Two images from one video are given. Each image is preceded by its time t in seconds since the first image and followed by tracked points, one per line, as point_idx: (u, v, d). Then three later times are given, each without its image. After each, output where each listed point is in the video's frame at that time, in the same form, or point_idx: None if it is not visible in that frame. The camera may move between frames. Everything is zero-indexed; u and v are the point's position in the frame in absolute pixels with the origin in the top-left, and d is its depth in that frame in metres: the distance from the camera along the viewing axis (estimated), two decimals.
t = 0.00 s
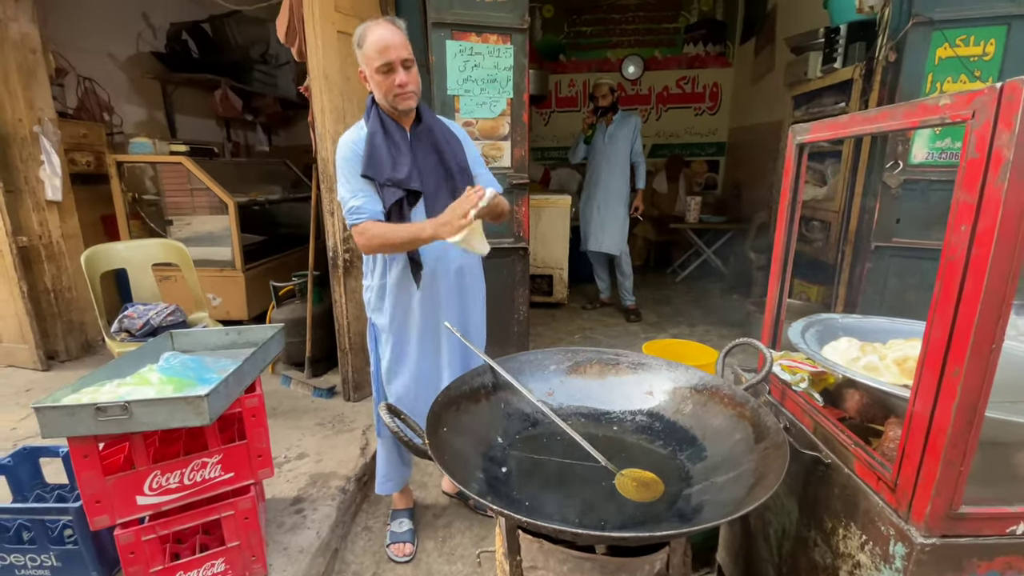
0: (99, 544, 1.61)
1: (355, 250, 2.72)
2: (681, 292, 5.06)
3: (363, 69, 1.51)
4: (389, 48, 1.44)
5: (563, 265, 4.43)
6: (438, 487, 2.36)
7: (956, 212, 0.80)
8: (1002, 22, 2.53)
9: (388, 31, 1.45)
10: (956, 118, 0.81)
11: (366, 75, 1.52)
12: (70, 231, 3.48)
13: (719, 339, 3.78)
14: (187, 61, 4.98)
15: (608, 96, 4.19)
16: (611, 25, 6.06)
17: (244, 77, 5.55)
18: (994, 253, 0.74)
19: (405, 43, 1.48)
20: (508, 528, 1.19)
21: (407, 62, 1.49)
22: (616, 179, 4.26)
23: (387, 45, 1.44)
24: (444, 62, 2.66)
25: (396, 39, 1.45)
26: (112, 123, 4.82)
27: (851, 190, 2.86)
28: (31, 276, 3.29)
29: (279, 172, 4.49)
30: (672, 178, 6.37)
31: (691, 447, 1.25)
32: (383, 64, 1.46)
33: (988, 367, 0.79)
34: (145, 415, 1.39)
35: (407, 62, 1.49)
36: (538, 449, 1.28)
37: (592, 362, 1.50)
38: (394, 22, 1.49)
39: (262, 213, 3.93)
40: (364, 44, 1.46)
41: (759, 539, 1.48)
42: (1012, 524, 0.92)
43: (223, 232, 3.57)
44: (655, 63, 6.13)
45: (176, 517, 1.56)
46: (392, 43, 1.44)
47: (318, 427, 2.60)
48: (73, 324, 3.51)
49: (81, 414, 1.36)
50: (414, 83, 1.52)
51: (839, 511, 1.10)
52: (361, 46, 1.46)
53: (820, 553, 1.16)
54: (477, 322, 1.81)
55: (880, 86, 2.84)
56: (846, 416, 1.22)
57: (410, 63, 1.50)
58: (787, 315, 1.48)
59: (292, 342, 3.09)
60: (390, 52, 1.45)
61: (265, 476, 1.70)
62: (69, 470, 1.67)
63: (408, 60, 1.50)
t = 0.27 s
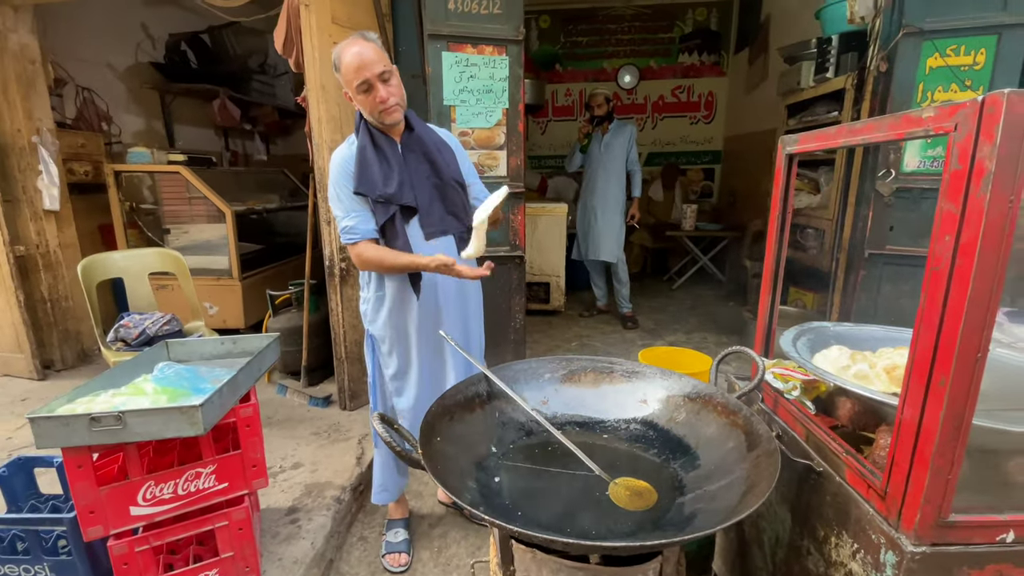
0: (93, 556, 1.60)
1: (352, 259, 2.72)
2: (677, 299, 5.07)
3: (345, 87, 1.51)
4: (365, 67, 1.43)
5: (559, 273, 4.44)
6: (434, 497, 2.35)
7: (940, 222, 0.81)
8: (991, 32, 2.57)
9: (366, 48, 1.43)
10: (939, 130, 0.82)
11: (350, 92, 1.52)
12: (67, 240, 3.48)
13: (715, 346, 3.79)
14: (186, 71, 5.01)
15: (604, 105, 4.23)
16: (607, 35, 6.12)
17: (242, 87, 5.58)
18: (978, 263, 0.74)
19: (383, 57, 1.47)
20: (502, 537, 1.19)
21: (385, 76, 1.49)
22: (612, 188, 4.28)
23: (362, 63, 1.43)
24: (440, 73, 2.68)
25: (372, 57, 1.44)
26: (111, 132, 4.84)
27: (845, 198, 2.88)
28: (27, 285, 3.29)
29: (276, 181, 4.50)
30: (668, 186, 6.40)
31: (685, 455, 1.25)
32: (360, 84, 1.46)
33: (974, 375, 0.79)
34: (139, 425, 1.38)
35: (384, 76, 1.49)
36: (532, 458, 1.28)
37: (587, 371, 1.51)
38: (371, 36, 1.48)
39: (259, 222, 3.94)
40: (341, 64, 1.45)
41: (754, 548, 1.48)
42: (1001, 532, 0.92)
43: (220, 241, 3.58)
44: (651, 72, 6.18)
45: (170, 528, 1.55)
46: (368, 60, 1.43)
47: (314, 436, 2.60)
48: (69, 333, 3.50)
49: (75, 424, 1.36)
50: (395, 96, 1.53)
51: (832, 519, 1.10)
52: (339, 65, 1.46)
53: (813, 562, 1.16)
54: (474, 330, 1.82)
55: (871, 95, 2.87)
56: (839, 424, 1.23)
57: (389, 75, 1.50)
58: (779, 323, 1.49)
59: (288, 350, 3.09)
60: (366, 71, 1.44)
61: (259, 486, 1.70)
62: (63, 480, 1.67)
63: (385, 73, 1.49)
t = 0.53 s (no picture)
0: (84, 561, 1.59)
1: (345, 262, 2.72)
2: (671, 301, 5.09)
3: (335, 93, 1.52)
4: (354, 71, 1.44)
5: (554, 275, 4.45)
6: (428, 499, 2.35)
7: (922, 222, 0.82)
8: (978, 35, 2.60)
9: (353, 52, 1.44)
10: (920, 132, 0.83)
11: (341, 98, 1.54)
12: (59, 244, 3.46)
13: (709, 348, 3.80)
14: (179, 75, 5.00)
15: (596, 108, 4.25)
16: (600, 38, 6.15)
17: (235, 90, 5.58)
18: (958, 262, 0.76)
19: (372, 61, 1.48)
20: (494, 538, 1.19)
21: (375, 80, 1.50)
22: (605, 190, 4.29)
23: (353, 67, 1.44)
24: (433, 76, 2.69)
25: (360, 61, 1.45)
26: (103, 136, 4.83)
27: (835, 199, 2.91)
28: (19, 289, 3.27)
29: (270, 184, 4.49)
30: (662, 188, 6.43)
31: (675, 455, 1.26)
32: (351, 87, 1.47)
33: (956, 372, 0.80)
34: (130, 428, 1.38)
35: (375, 78, 1.50)
36: (524, 459, 1.29)
37: (579, 371, 1.51)
38: (359, 40, 1.49)
39: (253, 225, 3.93)
40: (330, 69, 1.46)
41: (745, 547, 1.49)
42: (987, 528, 0.93)
43: (213, 245, 3.57)
44: (644, 76, 6.22)
45: (162, 532, 1.55)
46: (358, 63, 1.44)
47: (308, 439, 2.59)
48: (61, 338, 3.48)
49: (66, 428, 1.36)
50: (387, 98, 1.54)
51: (820, 517, 1.12)
52: (327, 68, 1.46)
53: (802, 560, 1.17)
54: (469, 332, 1.82)
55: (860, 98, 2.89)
56: (827, 423, 1.25)
57: (378, 78, 1.51)
58: (769, 324, 1.51)
59: (282, 354, 3.08)
60: (356, 75, 1.45)
61: (252, 489, 1.69)
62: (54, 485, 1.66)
63: (375, 76, 1.50)
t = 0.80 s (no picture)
0: (75, 565, 1.58)
1: (338, 263, 2.72)
2: (664, 302, 5.11)
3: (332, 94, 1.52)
4: (353, 73, 1.45)
5: (547, 275, 4.46)
6: (422, 501, 2.35)
7: (905, 222, 0.84)
8: (964, 37, 2.64)
9: (352, 54, 1.45)
10: (902, 133, 0.85)
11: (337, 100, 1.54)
12: (49, 247, 3.43)
13: (702, 347, 3.83)
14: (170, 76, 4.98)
15: (589, 110, 4.27)
16: (592, 40, 6.18)
17: (227, 92, 5.56)
18: (939, 260, 0.77)
19: (369, 63, 1.49)
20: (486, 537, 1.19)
21: (373, 83, 1.51)
22: (598, 191, 4.31)
23: (351, 68, 1.45)
24: (425, 77, 2.69)
25: (359, 63, 1.46)
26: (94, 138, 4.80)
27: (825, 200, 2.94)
28: (8, 292, 3.24)
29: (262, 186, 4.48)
30: (654, 189, 6.46)
31: (667, 453, 1.27)
32: (350, 89, 1.48)
33: (938, 369, 0.82)
34: (122, 431, 1.37)
35: (373, 81, 1.51)
36: (517, 458, 1.29)
37: (572, 371, 1.52)
38: (356, 43, 1.50)
39: (245, 227, 3.92)
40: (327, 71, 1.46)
41: (736, 544, 1.50)
42: (972, 522, 0.94)
43: (205, 247, 3.56)
44: (636, 77, 6.25)
45: (154, 535, 1.54)
46: (357, 65, 1.45)
47: (301, 441, 2.59)
48: (51, 341, 3.45)
49: (57, 431, 1.35)
50: (385, 101, 1.55)
51: (809, 513, 1.13)
52: (325, 69, 1.46)
53: (792, 555, 1.19)
54: (463, 332, 1.82)
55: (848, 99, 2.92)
56: (816, 420, 1.26)
57: (376, 81, 1.52)
58: (758, 323, 1.52)
59: (275, 356, 3.07)
60: (355, 77, 1.46)
61: (244, 492, 1.69)
62: (45, 489, 1.65)
63: (373, 78, 1.51)
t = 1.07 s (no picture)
0: (66, 569, 1.57)
1: (331, 264, 2.72)
2: (657, 302, 5.14)
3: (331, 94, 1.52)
4: (355, 74, 1.45)
5: (541, 276, 4.47)
6: (416, 502, 2.36)
7: (887, 221, 0.85)
8: (949, 40, 2.68)
9: (354, 55, 1.45)
10: (884, 134, 0.86)
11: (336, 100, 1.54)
12: (38, 249, 3.40)
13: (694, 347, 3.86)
14: (160, 77, 4.95)
15: (581, 111, 4.28)
16: (585, 42, 6.20)
17: (218, 93, 5.53)
18: (921, 258, 0.79)
19: (371, 65, 1.49)
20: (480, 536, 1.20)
21: (375, 84, 1.51)
22: (591, 192, 4.33)
23: (353, 69, 1.45)
24: (418, 79, 2.70)
25: (361, 64, 1.46)
26: (83, 139, 4.78)
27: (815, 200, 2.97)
28: None
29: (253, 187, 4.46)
30: (646, 189, 6.48)
31: (658, 451, 1.28)
32: (352, 90, 1.48)
33: (921, 365, 0.84)
34: (112, 434, 1.37)
35: (375, 83, 1.51)
36: (509, 457, 1.30)
37: (564, 371, 1.53)
38: (356, 44, 1.50)
39: (237, 228, 3.91)
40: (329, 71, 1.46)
41: (727, 541, 1.52)
42: (955, 516, 0.96)
43: (197, 248, 3.54)
44: (628, 79, 6.28)
45: (146, 538, 1.53)
46: (360, 67, 1.45)
47: (294, 443, 2.58)
48: (40, 344, 3.42)
49: (47, 434, 1.34)
50: (384, 103, 1.56)
51: (797, 508, 1.15)
52: (327, 70, 1.46)
53: (781, 551, 1.20)
54: (456, 332, 1.83)
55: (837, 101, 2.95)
56: (804, 417, 1.28)
57: (378, 83, 1.52)
58: (748, 322, 1.54)
59: (267, 358, 3.06)
60: (356, 79, 1.47)
61: (237, 494, 1.69)
62: (34, 493, 1.64)
63: (375, 80, 1.52)
